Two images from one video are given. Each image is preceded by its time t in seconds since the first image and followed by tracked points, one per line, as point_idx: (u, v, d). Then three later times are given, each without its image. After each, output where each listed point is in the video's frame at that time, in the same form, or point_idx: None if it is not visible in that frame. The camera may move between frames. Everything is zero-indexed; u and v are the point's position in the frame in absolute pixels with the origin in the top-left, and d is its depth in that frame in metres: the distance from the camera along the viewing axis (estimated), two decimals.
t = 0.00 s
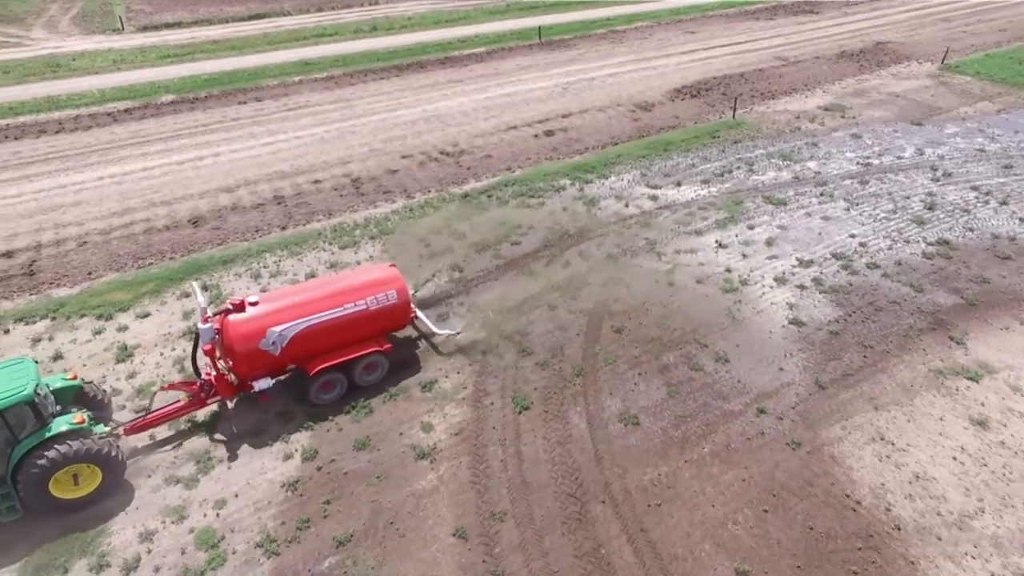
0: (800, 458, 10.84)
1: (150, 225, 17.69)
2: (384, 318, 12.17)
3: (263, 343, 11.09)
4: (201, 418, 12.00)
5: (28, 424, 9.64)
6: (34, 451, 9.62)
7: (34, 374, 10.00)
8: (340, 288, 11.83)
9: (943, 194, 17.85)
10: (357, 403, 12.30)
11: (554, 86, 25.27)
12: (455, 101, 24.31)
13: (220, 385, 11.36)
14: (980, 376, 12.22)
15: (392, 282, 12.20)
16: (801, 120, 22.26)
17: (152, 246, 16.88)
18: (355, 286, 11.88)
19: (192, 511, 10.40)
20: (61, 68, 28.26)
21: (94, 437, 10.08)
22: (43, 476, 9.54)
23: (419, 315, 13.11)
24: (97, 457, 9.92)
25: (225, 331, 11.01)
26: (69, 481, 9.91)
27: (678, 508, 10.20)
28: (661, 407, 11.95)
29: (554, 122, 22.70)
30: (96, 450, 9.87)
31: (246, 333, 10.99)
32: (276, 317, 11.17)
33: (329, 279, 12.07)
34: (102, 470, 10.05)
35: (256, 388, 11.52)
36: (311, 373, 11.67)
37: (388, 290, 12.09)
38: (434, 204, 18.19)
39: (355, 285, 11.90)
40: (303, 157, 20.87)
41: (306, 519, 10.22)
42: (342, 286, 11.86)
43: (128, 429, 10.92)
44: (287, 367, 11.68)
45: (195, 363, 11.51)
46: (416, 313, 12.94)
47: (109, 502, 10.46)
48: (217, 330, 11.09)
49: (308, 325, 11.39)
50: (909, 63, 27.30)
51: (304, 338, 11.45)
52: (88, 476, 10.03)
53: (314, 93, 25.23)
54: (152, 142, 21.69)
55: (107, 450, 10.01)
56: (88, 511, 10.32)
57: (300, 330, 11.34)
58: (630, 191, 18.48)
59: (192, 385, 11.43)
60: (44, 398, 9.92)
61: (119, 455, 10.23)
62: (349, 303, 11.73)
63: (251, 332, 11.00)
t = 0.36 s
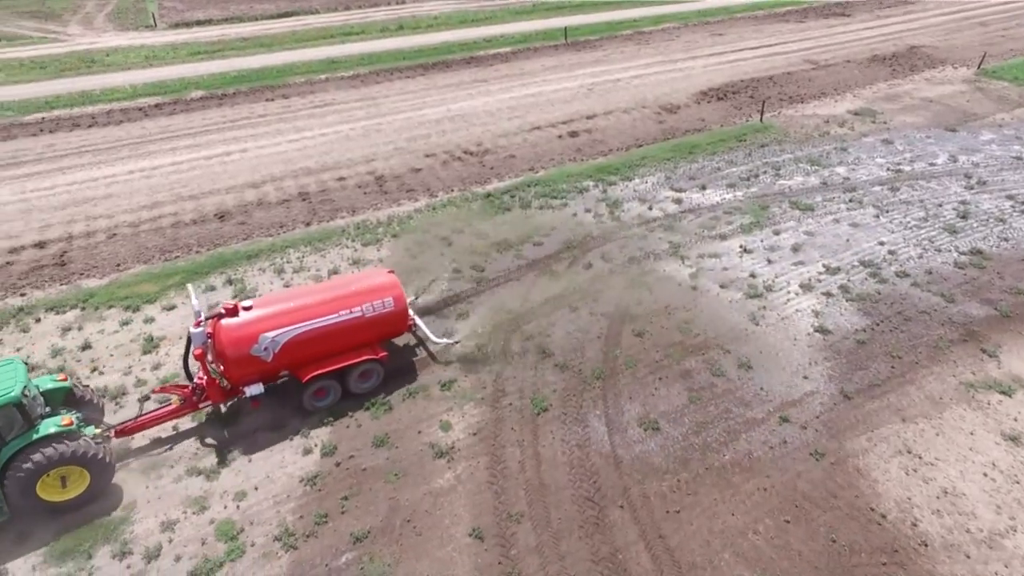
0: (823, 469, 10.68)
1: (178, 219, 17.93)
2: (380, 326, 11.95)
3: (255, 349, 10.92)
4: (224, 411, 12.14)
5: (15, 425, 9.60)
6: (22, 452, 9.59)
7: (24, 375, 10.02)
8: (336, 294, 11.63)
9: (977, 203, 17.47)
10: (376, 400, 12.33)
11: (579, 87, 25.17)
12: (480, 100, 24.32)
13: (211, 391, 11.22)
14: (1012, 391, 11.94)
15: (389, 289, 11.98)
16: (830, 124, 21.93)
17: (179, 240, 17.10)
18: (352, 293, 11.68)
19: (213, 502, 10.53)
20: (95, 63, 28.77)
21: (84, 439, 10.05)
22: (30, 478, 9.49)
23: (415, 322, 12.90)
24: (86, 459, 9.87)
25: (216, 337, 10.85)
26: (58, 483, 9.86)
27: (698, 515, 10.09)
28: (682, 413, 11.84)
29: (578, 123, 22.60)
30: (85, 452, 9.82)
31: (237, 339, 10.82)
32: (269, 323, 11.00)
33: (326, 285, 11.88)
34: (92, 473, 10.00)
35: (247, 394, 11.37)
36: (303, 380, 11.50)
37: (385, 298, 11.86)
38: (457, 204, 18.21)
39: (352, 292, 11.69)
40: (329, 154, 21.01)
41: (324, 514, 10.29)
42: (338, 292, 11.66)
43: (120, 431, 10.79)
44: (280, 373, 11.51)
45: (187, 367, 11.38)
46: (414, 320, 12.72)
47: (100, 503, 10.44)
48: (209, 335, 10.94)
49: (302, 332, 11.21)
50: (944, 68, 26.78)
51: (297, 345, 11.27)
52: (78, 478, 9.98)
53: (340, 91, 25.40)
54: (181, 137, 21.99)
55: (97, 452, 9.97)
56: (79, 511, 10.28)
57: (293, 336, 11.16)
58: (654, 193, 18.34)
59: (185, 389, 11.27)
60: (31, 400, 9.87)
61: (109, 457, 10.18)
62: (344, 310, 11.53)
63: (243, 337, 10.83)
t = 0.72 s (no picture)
0: (848, 483, 10.49)
1: (205, 214, 18.14)
2: (375, 334, 11.77)
3: (247, 356, 10.78)
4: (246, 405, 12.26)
5: (5, 428, 9.64)
6: (11, 455, 9.67)
7: (15, 379, 10.11)
8: (331, 301, 11.43)
9: (1013, 213, 17.04)
10: (396, 399, 12.36)
11: (604, 89, 25.03)
12: (504, 101, 24.29)
13: (202, 396, 11.11)
14: None
15: (386, 296, 11.77)
16: (860, 130, 21.56)
17: (205, 235, 17.30)
18: (348, 300, 11.47)
19: (234, 496, 10.64)
20: (128, 59, 29.24)
21: (72, 442, 10.10)
22: (19, 481, 9.54)
23: (412, 330, 12.76)
24: (74, 463, 9.89)
25: (207, 342, 10.70)
26: (47, 486, 9.90)
27: (717, 526, 9.99)
28: (703, 421, 11.70)
29: (602, 125, 22.48)
30: (73, 455, 9.84)
31: (229, 345, 10.67)
32: (261, 330, 10.83)
33: (321, 290, 11.67)
34: (81, 476, 10.02)
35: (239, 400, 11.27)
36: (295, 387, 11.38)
37: (381, 306, 11.66)
38: (480, 204, 18.21)
39: (348, 299, 11.48)
40: (354, 152, 21.12)
41: (342, 512, 10.34)
42: (333, 299, 11.46)
43: (109, 435, 10.78)
44: (272, 380, 11.38)
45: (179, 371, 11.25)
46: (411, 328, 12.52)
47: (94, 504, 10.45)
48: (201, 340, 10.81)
49: (295, 339, 11.05)
50: (979, 74, 26.20)
51: (289, 352, 11.11)
52: (67, 480, 10.01)
53: (366, 90, 25.53)
54: (209, 133, 22.26)
55: (86, 455, 9.99)
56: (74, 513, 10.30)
57: (286, 344, 11.01)
58: (678, 197, 18.15)
59: (176, 393, 11.22)
60: (20, 402, 9.93)
61: (98, 460, 10.19)
62: (338, 318, 11.33)
63: (234, 343, 10.68)
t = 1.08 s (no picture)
0: (873, 498, 10.31)
1: (233, 209, 18.34)
2: (370, 341, 11.66)
3: (238, 359, 10.78)
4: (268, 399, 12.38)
5: None
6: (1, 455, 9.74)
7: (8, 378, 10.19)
8: (325, 307, 11.40)
9: None
10: (416, 398, 12.37)
11: (631, 90, 24.86)
12: (531, 101, 24.24)
13: (194, 400, 11.09)
14: None
15: (381, 302, 11.67)
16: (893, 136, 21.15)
17: (233, 229, 17.49)
18: (342, 305, 11.42)
19: (254, 488, 10.77)
20: (162, 55, 29.71)
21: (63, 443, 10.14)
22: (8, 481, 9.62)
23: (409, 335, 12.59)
24: (62, 464, 9.90)
25: (199, 345, 10.73)
26: (36, 486, 9.96)
27: (737, 537, 9.89)
28: (725, 429, 11.56)
29: (629, 127, 22.32)
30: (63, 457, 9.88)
31: (220, 349, 10.69)
32: (253, 334, 10.85)
33: (317, 296, 11.65)
34: (72, 478, 10.07)
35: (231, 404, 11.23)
36: (287, 393, 11.31)
37: (376, 312, 11.56)
38: (504, 204, 18.19)
39: (342, 305, 11.43)
40: (380, 150, 21.21)
41: (360, 508, 10.41)
42: (328, 305, 11.42)
43: (102, 435, 10.75)
44: (264, 385, 11.34)
45: (172, 374, 11.24)
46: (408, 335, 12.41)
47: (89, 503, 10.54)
48: (194, 343, 10.83)
49: (287, 344, 11.03)
50: (1019, 80, 25.56)
51: (281, 357, 11.08)
52: (59, 481, 10.07)
53: (394, 89, 25.63)
54: (239, 129, 22.52)
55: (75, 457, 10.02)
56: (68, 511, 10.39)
57: (278, 348, 10.99)
58: (704, 202, 17.95)
59: (169, 396, 11.15)
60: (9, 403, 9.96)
61: (87, 461, 10.19)
62: (332, 323, 11.29)
63: (226, 347, 10.70)
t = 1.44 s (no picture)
0: (901, 514, 10.07)
1: (263, 203, 18.53)
2: (366, 345, 11.54)
3: (232, 360, 10.73)
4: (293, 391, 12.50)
5: None
6: None
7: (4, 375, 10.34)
8: (321, 310, 11.30)
9: None
10: (437, 395, 12.38)
11: (661, 92, 24.62)
12: (560, 102, 24.14)
13: (189, 399, 11.08)
14: None
15: (379, 306, 11.55)
16: (931, 144, 20.66)
17: (262, 223, 17.68)
18: (338, 308, 11.32)
19: (277, 479, 10.92)
20: (199, 51, 30.18)
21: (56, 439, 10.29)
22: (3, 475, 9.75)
23: (407, 339, 12.46)
24: (56, 459, 10.07)
25: (194, 345, 10.70)
26: (29, 482, 10.08)
27: (759, 548, 9.73)
28: (749, 437, 11.36)
29: (658, 129, 22.12)
30: (59, 453, 10.07)
31: (214, 349, 10.65)
32: (248, 335, 10.79)
33: (313, 298, 11.57)
34: (66, 473, 10.21)
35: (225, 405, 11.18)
36: (281, 395, 11.22)
37: (373, 316, 11.44)
38: (530, 204, 18.12)
39: (338, 308, 11.33)
40: (408, 148, 21.29)
41: (379, 503, 10.47)
42: (325, 308, 11.33)
43: (97, 432, 10.82)
44: (259, 386, 11.27)
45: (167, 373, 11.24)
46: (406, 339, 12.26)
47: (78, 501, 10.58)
48: (189, 343, 10.80)
49: (281, 346, 10.95)
50: None
51: (276, 359, 11.01)
52: (52, 476, 10.19)
53: (424, 87, 25.69)
54: (271, 125, 22.77)
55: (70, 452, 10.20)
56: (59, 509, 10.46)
57: (273, 350, 10.92)
58: (734, 206, 17.70)
59: (164, 394, 11.16)
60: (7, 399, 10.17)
61: (81, 457, 10.37)
62: (328, 326, 11.19)
63: (220, 347, 10.65)
